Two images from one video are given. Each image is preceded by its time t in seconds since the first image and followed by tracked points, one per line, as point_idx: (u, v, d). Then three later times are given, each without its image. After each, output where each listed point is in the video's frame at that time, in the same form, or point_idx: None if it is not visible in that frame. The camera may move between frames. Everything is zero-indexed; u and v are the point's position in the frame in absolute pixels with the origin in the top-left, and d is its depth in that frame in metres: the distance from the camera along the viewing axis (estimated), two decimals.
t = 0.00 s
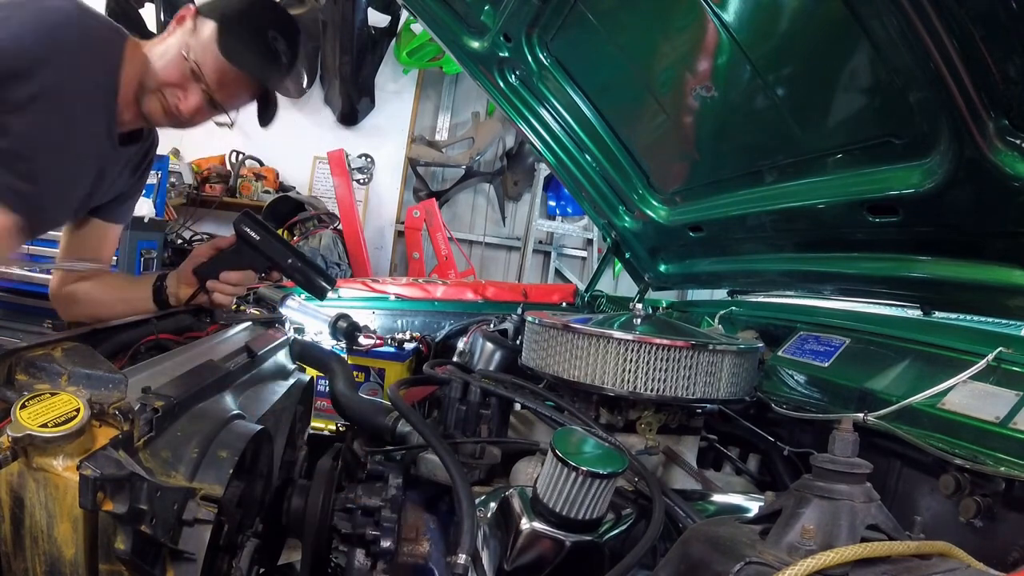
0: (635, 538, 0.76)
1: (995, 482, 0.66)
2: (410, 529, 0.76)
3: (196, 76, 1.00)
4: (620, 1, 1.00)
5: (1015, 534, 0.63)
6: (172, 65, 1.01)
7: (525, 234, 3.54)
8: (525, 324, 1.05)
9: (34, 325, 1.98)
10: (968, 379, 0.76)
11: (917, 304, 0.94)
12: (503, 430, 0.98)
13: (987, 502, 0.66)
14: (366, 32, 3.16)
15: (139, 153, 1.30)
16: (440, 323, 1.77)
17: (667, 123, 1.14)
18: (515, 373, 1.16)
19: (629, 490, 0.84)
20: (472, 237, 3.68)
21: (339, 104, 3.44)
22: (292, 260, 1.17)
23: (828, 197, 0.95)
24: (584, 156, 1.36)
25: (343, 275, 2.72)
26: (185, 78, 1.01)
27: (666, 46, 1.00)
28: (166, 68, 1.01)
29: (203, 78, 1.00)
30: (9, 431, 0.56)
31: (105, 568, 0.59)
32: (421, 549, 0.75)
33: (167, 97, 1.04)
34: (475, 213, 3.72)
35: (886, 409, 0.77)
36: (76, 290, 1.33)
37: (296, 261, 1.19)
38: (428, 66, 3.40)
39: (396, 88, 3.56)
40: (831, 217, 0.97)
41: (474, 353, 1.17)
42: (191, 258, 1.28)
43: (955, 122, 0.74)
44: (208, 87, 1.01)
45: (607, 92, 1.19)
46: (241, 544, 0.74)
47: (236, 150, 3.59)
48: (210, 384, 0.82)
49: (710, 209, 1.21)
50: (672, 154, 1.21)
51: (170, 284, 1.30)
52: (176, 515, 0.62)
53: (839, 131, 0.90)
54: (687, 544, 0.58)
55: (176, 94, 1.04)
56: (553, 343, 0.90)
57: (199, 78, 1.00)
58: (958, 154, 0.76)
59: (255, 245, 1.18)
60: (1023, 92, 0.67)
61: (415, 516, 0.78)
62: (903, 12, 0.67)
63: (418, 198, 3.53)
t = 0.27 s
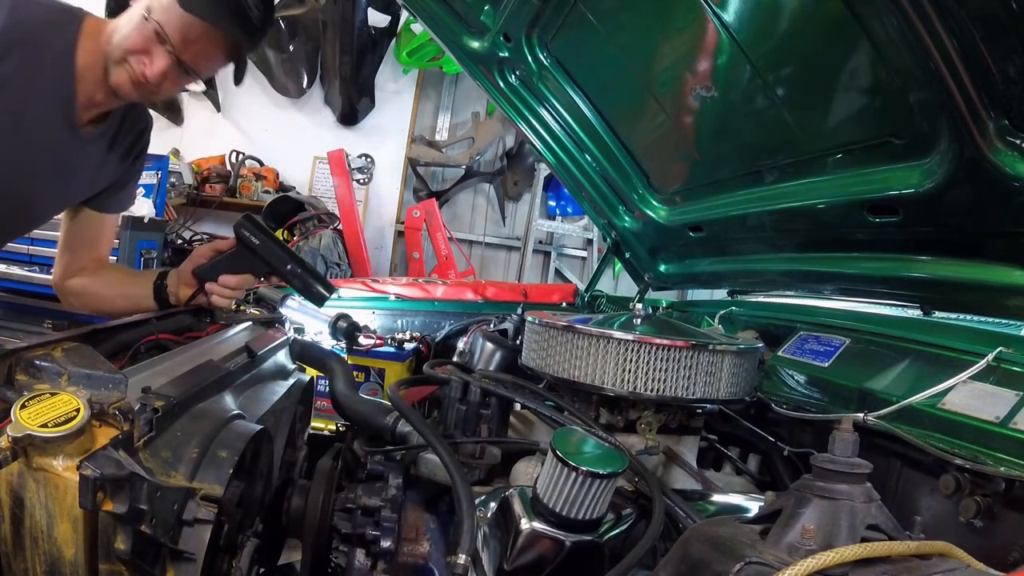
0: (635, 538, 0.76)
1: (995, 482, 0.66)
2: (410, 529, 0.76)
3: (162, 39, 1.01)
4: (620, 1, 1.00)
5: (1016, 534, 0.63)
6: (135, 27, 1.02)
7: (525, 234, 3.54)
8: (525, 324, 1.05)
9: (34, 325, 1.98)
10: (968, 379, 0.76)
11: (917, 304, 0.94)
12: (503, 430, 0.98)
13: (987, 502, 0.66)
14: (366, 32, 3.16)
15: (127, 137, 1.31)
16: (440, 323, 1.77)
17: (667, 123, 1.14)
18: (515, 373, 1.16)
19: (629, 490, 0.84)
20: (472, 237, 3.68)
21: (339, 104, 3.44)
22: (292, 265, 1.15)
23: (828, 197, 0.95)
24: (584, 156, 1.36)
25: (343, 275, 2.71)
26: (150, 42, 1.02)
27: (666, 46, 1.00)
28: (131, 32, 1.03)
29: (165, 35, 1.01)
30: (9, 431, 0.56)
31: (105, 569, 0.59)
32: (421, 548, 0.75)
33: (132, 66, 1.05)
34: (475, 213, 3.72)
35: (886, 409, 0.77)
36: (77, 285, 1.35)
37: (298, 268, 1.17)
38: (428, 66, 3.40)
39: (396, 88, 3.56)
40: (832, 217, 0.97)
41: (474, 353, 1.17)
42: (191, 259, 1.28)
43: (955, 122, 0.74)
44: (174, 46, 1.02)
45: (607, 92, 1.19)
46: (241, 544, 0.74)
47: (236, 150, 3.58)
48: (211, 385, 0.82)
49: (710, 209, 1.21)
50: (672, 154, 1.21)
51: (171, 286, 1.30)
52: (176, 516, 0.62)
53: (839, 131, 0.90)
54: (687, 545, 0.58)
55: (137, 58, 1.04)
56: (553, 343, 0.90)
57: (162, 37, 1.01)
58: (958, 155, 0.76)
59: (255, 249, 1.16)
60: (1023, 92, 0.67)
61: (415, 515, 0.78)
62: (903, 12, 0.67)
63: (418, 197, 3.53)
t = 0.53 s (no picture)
0: (635, 539, 0.76)
1: (995, 482, 0.66)
2: (410, 529, 0.76)
3: (163, 19, 0.99)
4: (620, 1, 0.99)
5: (1015, 534, 0.63)
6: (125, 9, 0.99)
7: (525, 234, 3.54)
8: (525, 324, 1.05)
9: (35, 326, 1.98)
10: (968, 379, 0.76)
11: (917, 304, 0.94)
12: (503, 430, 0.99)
13: (987, 502, 0.67)
14: (366, 32, 3.16)
15: (112, 125, 1.30)
16: (440, 323, 1.77)
17: (667, 123, 1.14)
18: (515, 373, 1.16)
19: (629, 490, 0.84)
20: (472, 237, 3.68)
21: (339, 104, 3.44)
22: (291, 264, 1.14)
23: (828, 197, 0.95)
24: (584, 156, 1.36)
25: (343, 275, 2.72)
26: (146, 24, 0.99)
27: (666, 46, 1.00)
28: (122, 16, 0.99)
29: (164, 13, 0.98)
30: (9, 431, 0.56)
31: (105, 568, 0.59)
32: (420, 549, 0.75)
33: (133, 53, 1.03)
34: (475, 213, 3.72)
35: (886, 409, 0.77)
36: (74, 281, 1.35)
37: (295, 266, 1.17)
38: (428, 66, 3.39)
39: (396, 88, 3.56)
40: (832, 217, 0.97)
41: (474, 353, 1.17)
42: (190, 260, 1.28)
43: (955, 122, 0.74)
44: (177, 26, 1.00)
45: (607, 92, 1.19)
46: (241, 544, 0.75)
47: (236, 150, 3.58)
48: (211, 384, 0.82)
49: (710, 209, 1.21)
50: (672, 154, 1.21)
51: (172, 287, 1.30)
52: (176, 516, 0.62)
53: (839, 131, 0.90)
54: (687, 544, 0.58)
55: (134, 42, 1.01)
56: (553, 343, 0.90)
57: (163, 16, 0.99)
58: (958, 154, 0.76)
59: (253, 249, 1.17)
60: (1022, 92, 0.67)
61: (415, 515, 0.78)
62: (903, 12, 0.67)
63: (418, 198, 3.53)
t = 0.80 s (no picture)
0: (635, 539, 0.76)
1: (995, 482, 0.66)
2: (410, 529, 0.77)
3: (184, 32, 1.04)
4: (620, 1, 0.99)
5: (1015, 534, 0.63)
6: (142, 24, 1.01)
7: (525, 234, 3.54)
8: (525, 324, 1.05)
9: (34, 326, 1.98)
10: (968, 379, 0.76)
11: (917, 304, 0.94)
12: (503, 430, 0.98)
13: (987, 502, 0.67)
14: (366, 32, 3.16)
15: (96, 123, 1.29)
16: (440, 323, 1.77)
17: (667, 123, 1.14)
18: (515, 373, 1.16)
19: (629, 490, 0.84)
20: (472, 237, 3.68)
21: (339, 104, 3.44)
22: (293, 261, 1.16)
23: (828, 197, 0.95)
24: (584, 157, 1.36)
25: (343, 275, 2.72)
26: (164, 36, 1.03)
27: (666, 46, 1.00)
28: (136, 28, 1.01)
29: (188, 28, 1.04)
30: (9, 431, 0.56)
31: (105, 568, 0.59)
32: (421, 549, 0.75)
33: (149, 63, 1.07)
34: (475, 213, 3.72)
35: (886, 410, 0.77)
36: (70, 282, 1.35)
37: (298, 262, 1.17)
38: (428, 66, 3.39)
39: (396, 88, 3.56)
40: (832, 217, 0.97)
41: (474, 353, 1.17)
42: (193, 256, 1.28)
43: (955, 122, 0.74)
44: (197, 36, 1.06)
45: (607, 92, 1.19)
46: (241, 544, 0.75)
47: (236, 150, 3.58)
48: (211, 384, 0.82)
49: (710, 209, 1.21)
50: (672, 154, 1.21)
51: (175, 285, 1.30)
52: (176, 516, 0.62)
53: (839, 131, 0.90)
54: (687, 544, 0.58)
55: (145, 51, 1.04)
56: (553, 343, 0.90)
57: (186, 31, 1.04)
58: (958, 154, 0.76)
59: (257, 245, 1.16)
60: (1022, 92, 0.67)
61: (415, 515, 0.78)
62: (903, 12, 0.67)
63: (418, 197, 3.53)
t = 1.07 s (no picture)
0: (635, 538, 0.76)
1: (995, 482, 0.66)
2: (410, 529, 0.77)
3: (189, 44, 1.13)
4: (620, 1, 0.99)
5: (1016, 534, 0.63)
6: (149, 37, 1.08)
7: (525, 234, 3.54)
8: (525, 324, 1.05)
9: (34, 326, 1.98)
10: (968, 379, 0.76)
11: (917, 304, 0.94)
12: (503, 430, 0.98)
13: (987, 502, 0.66)
14: (366, 32, 3.16)
15: (90, 124, 1.30)
16: (440, 323, 1.77)
17: (667, 123, 1.14)
18: (515, 373, 1.16)
19: (629, 490, 0.84)
20: (472, 237, 3.68)
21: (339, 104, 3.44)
22: (284, 272, 1.20)
23: (828, 197, 0.95)
24: (584, 157, 1.36)
25: (343, 275, 2.72)
26: (170, 49, 1.11)
27: (666, 46, 1.00)
28: (144, 42, 1.08)
29: (195, 42, 1.13)
30: (9, 431, 0.56)
31: (105, 569, 0.59)
32: (420, 548, 0.75)
33: (154, 74, 1.14)
34: (475, 213, 3.72)
35: (886, 409, 0.77)
36: (63, 277, 1.36)
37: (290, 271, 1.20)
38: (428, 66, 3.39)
39: (396, 88, 3.57)
40: (832, 217, 0.97)
41: (474, 353, 1.17)
42: (188, 247, 1.28)
43: (955, 122, 0.74)
44: (203, 50, 1.16)
45: (607, 92, 1.19)
46: (241, 544, 0.75)
47: (236, 150, 3.58)
48: (211, 384, 0.82)
49: (710, 209, 1.21)
50: (672, 154, 1.21)
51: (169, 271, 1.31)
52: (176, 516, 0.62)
53: (839, 131, 0.90)
54: (687, 544, 0.58)
55: (150, 62, 1.11)
56: (553, 343, 0.90)
57: (192, 45, 1.13)
58: (958, 154, 0.76)
59: (251, 248, 1.17)
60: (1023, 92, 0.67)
61: (415, 515, 0.78)
62: (903, 12, 0.67)
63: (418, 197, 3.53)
